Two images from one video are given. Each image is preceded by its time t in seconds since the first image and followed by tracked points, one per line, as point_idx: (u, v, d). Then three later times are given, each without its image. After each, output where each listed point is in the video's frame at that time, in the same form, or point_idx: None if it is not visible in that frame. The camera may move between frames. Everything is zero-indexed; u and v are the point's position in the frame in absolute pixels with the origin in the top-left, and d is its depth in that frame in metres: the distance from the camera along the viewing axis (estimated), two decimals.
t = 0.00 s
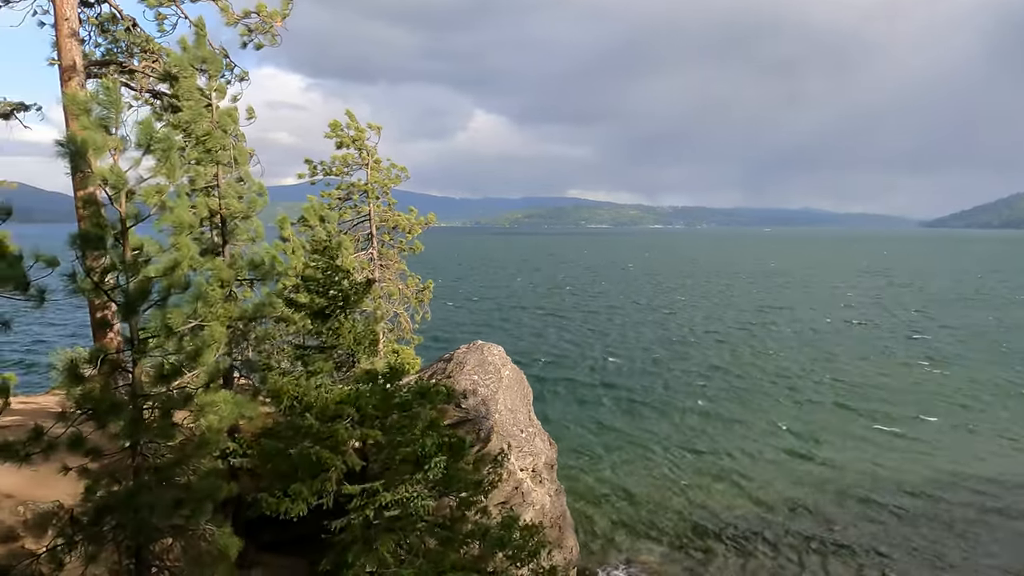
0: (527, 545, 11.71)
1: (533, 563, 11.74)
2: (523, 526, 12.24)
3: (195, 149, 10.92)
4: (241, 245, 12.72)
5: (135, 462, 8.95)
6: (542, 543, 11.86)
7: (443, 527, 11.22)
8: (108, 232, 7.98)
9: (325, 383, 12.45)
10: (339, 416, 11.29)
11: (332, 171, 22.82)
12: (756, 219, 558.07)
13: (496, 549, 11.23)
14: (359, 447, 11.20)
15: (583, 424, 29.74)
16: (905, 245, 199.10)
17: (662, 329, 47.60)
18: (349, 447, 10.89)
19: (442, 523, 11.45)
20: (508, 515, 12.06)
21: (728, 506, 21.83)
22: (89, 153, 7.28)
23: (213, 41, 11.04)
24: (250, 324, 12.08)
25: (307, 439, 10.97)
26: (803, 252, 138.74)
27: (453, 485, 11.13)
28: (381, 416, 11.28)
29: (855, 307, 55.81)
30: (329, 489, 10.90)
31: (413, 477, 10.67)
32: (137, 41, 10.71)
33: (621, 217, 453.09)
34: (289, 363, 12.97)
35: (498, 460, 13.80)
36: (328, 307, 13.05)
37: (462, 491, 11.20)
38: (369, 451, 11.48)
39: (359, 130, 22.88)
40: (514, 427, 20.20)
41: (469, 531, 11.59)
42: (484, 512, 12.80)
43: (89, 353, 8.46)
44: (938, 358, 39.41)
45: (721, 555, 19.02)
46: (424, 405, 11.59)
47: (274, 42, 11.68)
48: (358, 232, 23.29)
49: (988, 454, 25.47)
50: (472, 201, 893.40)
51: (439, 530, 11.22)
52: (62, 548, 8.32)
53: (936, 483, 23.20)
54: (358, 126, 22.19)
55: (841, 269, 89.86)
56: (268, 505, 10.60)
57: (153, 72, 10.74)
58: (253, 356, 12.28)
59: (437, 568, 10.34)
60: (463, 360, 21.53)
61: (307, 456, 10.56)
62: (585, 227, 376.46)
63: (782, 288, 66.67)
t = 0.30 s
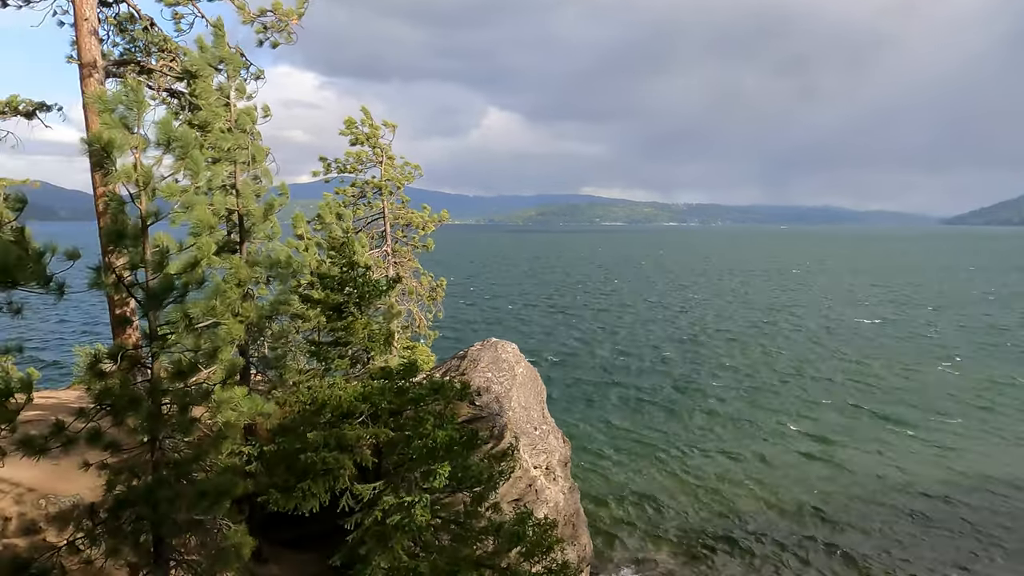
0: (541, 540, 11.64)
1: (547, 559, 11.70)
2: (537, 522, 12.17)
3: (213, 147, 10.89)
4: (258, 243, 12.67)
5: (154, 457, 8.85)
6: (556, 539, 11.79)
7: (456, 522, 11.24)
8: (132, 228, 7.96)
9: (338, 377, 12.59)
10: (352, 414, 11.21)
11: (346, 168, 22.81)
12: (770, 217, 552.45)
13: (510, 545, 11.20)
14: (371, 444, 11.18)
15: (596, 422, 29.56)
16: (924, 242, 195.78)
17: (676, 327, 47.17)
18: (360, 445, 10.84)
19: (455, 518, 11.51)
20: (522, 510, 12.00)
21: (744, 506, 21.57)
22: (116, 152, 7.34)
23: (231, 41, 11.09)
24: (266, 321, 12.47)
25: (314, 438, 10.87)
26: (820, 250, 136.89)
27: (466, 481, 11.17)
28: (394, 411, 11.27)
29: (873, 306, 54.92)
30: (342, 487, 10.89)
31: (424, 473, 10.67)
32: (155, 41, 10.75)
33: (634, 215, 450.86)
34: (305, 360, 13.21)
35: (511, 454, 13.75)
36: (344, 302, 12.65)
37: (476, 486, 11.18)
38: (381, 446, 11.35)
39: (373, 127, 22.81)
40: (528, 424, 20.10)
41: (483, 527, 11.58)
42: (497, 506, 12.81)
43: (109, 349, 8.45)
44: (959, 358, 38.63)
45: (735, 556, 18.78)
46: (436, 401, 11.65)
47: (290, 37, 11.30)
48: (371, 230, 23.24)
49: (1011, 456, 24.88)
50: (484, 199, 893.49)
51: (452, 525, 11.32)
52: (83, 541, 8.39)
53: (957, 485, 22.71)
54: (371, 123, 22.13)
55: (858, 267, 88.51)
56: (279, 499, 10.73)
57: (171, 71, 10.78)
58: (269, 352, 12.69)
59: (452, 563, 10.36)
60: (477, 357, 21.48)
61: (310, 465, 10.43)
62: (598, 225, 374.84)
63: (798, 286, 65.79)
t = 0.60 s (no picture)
0: (542, 539, 11.60)
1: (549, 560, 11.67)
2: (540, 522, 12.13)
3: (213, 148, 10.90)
4: (258, 244, 12.69)
5: (154, 458, 8.84)
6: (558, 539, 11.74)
7: (457, 522, 11.20)
8: (132, 229, 7.96)
9: (340, 375, 12.40)
10: (353, 414, 11.16)
11: (346, 169, 22.83)
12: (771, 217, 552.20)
13: (511, 544, 11.17)
14: (371, 445, 11.14)
15: (596, 423, 29.58)
16: (922, 243, 195.68)
17: (676, 328, 47.14)
18: (360, 447, 10.81)
19: (457, 519, 11.43)
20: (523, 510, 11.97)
21: (744, 508, 21.54)
22: (116, 151, 7.31)
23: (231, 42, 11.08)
24: (267, 321, 12.43)
25: (317, 439, 10.87)
26: (820, 250, 136.87)
27: (468, 480, 11.15)
28: (396, 412, 11.23)
29: (873, 306, 54.88)
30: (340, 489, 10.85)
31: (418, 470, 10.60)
32: (157, 41, 10.75)
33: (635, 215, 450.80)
34: (306, 360, 13.13)
35: (513, 454, 13.70)
36: (344, 303, 12.68)
37: (477, 485, 11.15)
38: (382, 447, 11.28)
39: (373, 128, 22.83)
40: (529, 424, 20.07)
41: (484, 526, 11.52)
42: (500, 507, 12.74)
43: (109, 350, 8.48)
44: (960, 359, 38.57)
45: (735, 559, 18.76)
46: (437, 401, 11.57)
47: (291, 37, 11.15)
48: (372, 230, 23.25)
49: (1011, 458, 24.83)
50: (485, 199, 893.77)
51: (454, 525, 11.23)
52: (82, 543, 8.34)
53: (957, 487, 22.66)
54: (371, 124, 22.14)
55: (859, 268, 88.43)
56: (276, 508, 10.86)
57: (172, 72, 10.76)
58: (271, 351, 12.86)
59: (454, 563, 10.34)
60: (478, 358, 21.51)
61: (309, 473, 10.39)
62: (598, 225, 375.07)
63: (799, 287, 65.73)
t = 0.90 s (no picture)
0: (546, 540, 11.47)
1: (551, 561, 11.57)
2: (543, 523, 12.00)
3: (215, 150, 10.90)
4: (261, 244, 12.67)
5: (157, 458, 8.79)
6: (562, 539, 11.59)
7: (459, 522, 11.11)
8: (132, 230, 7.91)
9: (342, 375, 12.77)
10: (355, 414, 11.20)
11: (350, 171, 22.84)
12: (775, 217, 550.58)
13: (514, 545, 11.04)
14: (373, 445, 11.08)
15: (599, 424, 29.52)
16: (927, 243, 194.62)
17: (680, 328, 46.97)
18: (363, 447, 10.72)
19: (459, 520, 11.31)
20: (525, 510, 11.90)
21: (748, 509, 21.40)
22: (114, 153, 7.29)
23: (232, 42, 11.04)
24: (271, 322, 12.19)
25: (322, 439, 10.91)
26: (824, 251, 136.50)
27: (470, 481, 11.08)
28: (398, 412, 11.27)
29: (879, 307, 54.57)
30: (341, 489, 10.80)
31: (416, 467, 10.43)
32: (160, 42, 10.71)
33: (638, 215, 449.75)
34: (310, 360, 13.13)
35: (517, 455, 13.61)
36: (345, 304, 12.93)
37: (478, 485, 11.06)
38: (384, 447, 11.20)
39: (377, 129, 22.82)
40: (532, 425, 20.00)
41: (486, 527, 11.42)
42: (503, 508, 12.62)
43: (111, 350, 8.35)
44: (965, 360, 38.32)
45: (738, 559, 18.69)
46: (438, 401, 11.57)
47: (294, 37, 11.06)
48: (375, 231, 23.23)
49: (1017, 460, 24.61)
50: (488, 200, 894.08)
51: (456, 526, 11.12)
52: (86, 543, 8.30)
53: (963, 489, 22.47)
54: (375, 125, 22.12)
55: (862, 269, 88.18)
56: (279, 510, 10.83)
57: (175, 73, 10.73)
58: (274, 353, 12.66)
59: (457, 564, 10.21)
60: (481, 358, 21.54)
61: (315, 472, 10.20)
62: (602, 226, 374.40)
63: (804, 288, 65.43)
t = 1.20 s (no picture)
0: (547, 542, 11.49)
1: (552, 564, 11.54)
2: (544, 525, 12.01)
3: (217, 152, 10.95)
4: (263, 244, 12.85)
5: (159, 458, 8.81)
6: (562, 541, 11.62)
7: (461, 523, 11.12)
8: (131, 231, 7.99)
9: (345, 376, 12.61)
10: (357, 415, 11.06)
11: (352, 172, 22.92)
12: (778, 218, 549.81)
13: (514, 547, 11.07)
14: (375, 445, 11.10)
15: (600, 426, 29.53)
16: (931, 243, 194.14)
17: (682, 329, 46.91)
18: (364, 445, 10.79)
19: (460, 520, 11.33)
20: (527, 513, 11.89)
21: (749, 511, 21.42)
22: (107, 155, 7.28)
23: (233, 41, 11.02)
24: (271, 322, 12.51)
25: (323, 439, 11.07)
26: (827, 252, 136.48)
27: (471, 480, 11.19)
28: (399, 412, 11.16)
29: (882, 307, 54.44)
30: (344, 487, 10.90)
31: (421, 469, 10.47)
32: (163, 44, 10.78)
33: (641, 216, 450.00)
34: (311, 362, 13.16)
35: (519, 457, 13.65)
36: (347, 305, 12.56)
37: (479, 485, 11.11)
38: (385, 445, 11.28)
39: (379, 130, 22.84)
40: (534, 426, 19.99)
41: (486, 528, 11.46)
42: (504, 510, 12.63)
43: (112, 352, 8.46)
44: (967, 360, 38.28)
45: (738, 560, 18.72)
46: (439, 403, 11.57)
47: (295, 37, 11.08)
48: (377, 232, 23.26)
49: (1018, 461, 24.59)
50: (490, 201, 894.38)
51: (456, 527, 11.12)
52: (89, 544, 8.33)
53: (963, 491, 22.46)
54: (377, 126, 22.14)
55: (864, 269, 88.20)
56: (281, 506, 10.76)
57: (178, 74, 10.81)
58: (275, 353, 12.93)
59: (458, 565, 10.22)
60: (483, 359, 21.62)
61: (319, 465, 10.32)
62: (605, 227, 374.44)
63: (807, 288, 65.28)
